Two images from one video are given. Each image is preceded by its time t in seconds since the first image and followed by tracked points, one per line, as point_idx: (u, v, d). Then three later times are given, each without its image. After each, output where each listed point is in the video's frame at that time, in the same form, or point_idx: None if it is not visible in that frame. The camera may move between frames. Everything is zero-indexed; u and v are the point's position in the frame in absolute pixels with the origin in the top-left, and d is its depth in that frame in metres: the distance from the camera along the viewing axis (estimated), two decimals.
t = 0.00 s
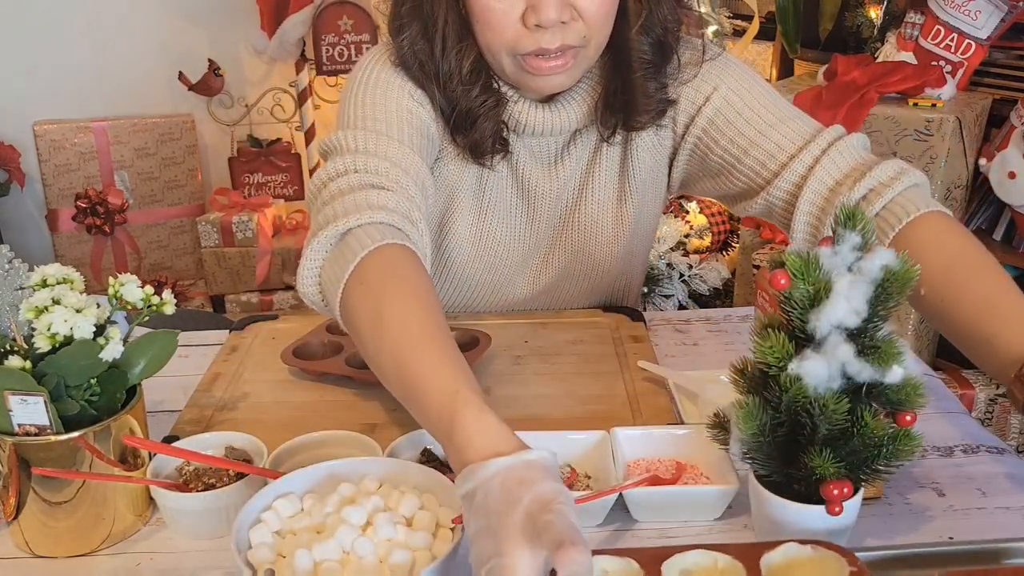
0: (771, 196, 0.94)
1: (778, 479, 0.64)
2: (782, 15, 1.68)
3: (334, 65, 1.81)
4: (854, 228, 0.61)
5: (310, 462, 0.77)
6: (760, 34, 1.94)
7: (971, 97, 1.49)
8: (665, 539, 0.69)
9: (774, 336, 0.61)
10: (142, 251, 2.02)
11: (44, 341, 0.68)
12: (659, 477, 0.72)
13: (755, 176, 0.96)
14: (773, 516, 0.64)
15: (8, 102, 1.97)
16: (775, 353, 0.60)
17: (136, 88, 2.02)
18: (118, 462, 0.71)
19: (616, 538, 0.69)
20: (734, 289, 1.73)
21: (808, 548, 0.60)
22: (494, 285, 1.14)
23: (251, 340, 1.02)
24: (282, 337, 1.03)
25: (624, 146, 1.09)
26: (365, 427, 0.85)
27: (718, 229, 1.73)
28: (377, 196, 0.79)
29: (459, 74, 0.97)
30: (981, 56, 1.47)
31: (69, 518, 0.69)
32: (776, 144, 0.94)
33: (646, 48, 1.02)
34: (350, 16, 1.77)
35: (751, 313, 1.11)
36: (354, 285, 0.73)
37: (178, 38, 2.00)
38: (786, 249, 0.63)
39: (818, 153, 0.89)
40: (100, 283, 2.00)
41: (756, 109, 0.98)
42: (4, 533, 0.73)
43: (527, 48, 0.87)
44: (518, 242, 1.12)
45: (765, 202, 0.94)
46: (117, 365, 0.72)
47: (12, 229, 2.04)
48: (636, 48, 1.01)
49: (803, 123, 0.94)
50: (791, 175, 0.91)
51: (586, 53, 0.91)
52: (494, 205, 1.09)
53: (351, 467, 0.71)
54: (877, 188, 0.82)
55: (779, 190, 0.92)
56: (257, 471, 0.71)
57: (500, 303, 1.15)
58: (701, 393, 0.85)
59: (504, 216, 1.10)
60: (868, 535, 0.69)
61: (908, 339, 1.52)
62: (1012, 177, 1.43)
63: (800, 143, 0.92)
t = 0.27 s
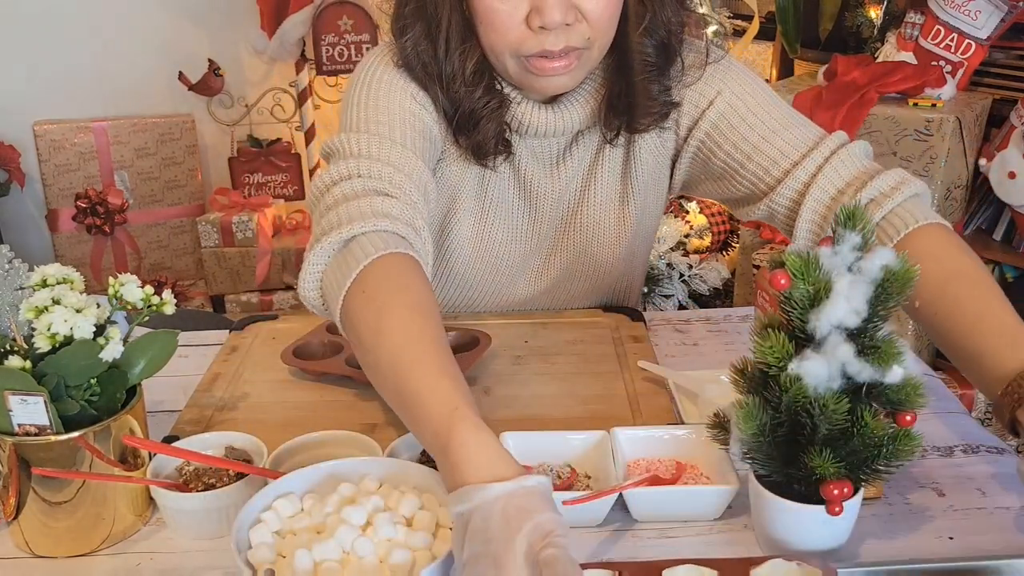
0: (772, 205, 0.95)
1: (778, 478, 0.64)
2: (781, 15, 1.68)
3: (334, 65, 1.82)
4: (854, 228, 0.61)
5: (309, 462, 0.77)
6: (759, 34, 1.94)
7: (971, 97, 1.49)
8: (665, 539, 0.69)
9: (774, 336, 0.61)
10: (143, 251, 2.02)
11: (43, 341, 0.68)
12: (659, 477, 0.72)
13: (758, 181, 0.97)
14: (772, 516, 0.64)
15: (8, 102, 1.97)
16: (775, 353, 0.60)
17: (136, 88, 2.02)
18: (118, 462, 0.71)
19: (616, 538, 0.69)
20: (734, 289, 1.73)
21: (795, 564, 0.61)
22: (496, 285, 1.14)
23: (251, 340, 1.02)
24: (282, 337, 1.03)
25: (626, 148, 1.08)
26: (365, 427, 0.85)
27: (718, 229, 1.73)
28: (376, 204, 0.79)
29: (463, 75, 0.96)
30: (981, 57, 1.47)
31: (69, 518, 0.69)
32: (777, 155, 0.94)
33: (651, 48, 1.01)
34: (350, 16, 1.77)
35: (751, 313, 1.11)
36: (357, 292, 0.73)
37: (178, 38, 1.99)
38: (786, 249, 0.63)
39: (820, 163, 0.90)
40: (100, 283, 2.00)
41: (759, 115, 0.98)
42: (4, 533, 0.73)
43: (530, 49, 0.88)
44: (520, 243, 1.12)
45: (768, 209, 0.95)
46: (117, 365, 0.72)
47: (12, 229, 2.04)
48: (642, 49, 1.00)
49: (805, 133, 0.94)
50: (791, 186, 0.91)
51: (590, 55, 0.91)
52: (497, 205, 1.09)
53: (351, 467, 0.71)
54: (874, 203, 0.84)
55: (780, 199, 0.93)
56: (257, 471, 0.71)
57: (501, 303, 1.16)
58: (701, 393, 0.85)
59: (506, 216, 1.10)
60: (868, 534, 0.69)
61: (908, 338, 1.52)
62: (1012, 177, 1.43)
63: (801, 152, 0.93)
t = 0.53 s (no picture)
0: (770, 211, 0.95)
1: (778, 478, 0.64)
2: (781, 15, 1.68)
3: (334, 65, 1.82)
4: (855, 228, 0.61)
5: (309, 462, 0.77)
6: (759, 34, 1.94)
7: (971, 97, 1.49)
8: (665, 539, 0.69)
9: (774, 336, 0.61)
10: (143, 251, 2.02)
11: (44, 341, 0.68)
12: (659, 477, 0.72)
13: (757, 184, 0.97)
14: (772, 516, 0.64)
15: (8, 102, 1.97)
16: (775, 353, 0.60)
17: (136, 88, 2.02)
18: (118, 462, 0.71)
19: (616, 538, 0.69)
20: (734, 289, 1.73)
21: None
22: (497, 285, 1.14)
23: (251, 340, 1.02)
24: (282, 337, 1.03)
25: (628, 149, 1.08)
26: (365, 427, 0.85)
27: (718, 229, 1.73)
28: (385, 208, 0.79)
29: (465, 73, 0.96)
30: (981, 57, 1.47)
31: (69, 518, 0.69)
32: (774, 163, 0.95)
33: (653, 48, 1.01)
34: (350, 16, 1.77)
35: (751, 313, 1.11)
36: (366, 295, 0.73)
37: (178, 38, 2.00)
38: (786, 249, 0.63)
39: (818, 169, 0.90)
40: (100, 283, 2.00)
41: (759, 117, 0.98)
42: (4, 533, 0.72)
43: (534, 48, 0.87)
44: (521, 242, 1.12)
45: (765, 213, 0.95)
46: (117, 365, 0.72)
47: (12, 229, 2.04)
48: (645, 49, 1.00)
49: (803, 142, 0.94)
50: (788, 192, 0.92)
51: (592, 55, 0.91)
52: (498, 204, 1.09)
53: (351, 467, 0.71)
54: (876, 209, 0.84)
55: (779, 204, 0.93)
56: (257, 471, 0.71)
57: (502, 303, 1.16)
58: (701, 393, 0.85)
59: (508, 215, 1.10)
60: (868, 534, 0.69)
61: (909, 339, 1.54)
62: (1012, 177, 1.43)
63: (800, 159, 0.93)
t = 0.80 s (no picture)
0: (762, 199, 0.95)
1: (778, 479, 0.64)
2: (782, 15, 1.68)
3: (334, 65, 1.82)
4: (855, 228, 0.61)
5: (309, 462, 0.77)
6: (759, 34, 1.95)
7: (971, 97, 1.49)
8: (665, 538, 0.69)
9: (774, 336, 0.61)
10: (143, 251, 2.02)
11: (44, 341, 0.68)
12: (660, 476, 0.72)
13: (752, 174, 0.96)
14: (772, 516, 0.64)
15: (8, 103, 1.97)
16: (775, 353, 0.60)
17: (136, 88, 2.02)
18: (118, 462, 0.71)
19: (616, 537, 0.69)
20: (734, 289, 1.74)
21: None
22: (496, 278, 1.14)
23: (252, 340, 1.02)
24: (282, 337, 1.03)
25: (627, 141, 1.09)
26: (365, 427, 0.85)
27: (718, 229, 1.73)
28: (390, 187, 0.80)
29: (464, 64, 0.96)
30: (981, 57, 1.47)
31: (69, 518, 0.69)
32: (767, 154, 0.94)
33: (650, 40, 1.01)
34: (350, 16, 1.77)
35: (751, 313, 1.11)
36: (371, 268, 0.74)
37: (178, 38, 2.00)
38: (786, 249, 0.63)
39: (810, 159, 0.90)
40: (100, 283, 2.00)
41: (753, 108, 0.98)
42: (5, 533, 0.72)
43: (530, 39, 0.87)
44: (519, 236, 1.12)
45: (757, 202, 0.95)
46: (117, 365, 0.72)
47: (13, 229, 2.04)
48: (643, 41, 1.01)
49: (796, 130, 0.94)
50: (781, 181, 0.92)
51: (589, 47, 0.91)
52: (498, 196, 1.09)
53: (351, 467, 0.71)
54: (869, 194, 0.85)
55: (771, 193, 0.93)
56: (257, 471, 0.71)
57: (501, 297, 1.16)
58: (701, 393, 0.85)
59: (507, 208, 1.10)
60: (868, 534, 0.69)
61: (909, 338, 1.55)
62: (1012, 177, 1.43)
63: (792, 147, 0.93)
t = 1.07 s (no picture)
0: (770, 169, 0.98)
1: (778, 479, 0.64)
2: (782, 15, 1.68)
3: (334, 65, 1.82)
4: (855, 227, 0.61)
5: (309, 462, 0.77)
6: (759, 34, 1.95)
7: (971, 97, 1.49)
8: (665, 538, 0.69)
9: (774, 336, 0.61)
10: (143, 251, 2.02)
11: (44, 341, 0.68)
12: (659, 476, 0.72)
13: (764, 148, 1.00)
14: (772, 516, 0.64)
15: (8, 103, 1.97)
16: (775, 353, 0.61)
17: (136, 88, 2.02)
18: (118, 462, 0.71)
19: (616, 537, 0.69)
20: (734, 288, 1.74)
21: None
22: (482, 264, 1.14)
23: (251, 339, 1.02)
24: (282, 337, 1.03)
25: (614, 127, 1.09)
26: (365, 427, 0.85)
27: (718, 229, 1.72)
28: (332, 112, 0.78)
29: (437, 43, 0.98)
30: (981, 56, 1.47)
31: (69, 518, 0.69)
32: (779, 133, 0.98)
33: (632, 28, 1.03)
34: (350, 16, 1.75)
35: (751, 313, 1.11)
36: (288, 158, 0.71)
37: (179, 38, 2.00)
38: (786, 249, 0.63)
39: (813, 127, 0.95)
40: (100, 283, 2.00)
41: (749, 90, 1.02)
42: (4, 533, 0.72)
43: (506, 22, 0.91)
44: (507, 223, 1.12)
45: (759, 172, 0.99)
46: (117, 365, 0.72)
47: (13, 229, 2.04)
48: (623, 28, 1.03)
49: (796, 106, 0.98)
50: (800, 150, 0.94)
51: (561, 32, 0.94)
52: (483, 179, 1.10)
53: (351, 468, 0.71)
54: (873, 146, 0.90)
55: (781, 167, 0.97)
56: (257, 471, 0.71)
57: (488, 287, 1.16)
58: (700, 393, 0.85)
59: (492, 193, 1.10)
60: (868, 534, 0.69)
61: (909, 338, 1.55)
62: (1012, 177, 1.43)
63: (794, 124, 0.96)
